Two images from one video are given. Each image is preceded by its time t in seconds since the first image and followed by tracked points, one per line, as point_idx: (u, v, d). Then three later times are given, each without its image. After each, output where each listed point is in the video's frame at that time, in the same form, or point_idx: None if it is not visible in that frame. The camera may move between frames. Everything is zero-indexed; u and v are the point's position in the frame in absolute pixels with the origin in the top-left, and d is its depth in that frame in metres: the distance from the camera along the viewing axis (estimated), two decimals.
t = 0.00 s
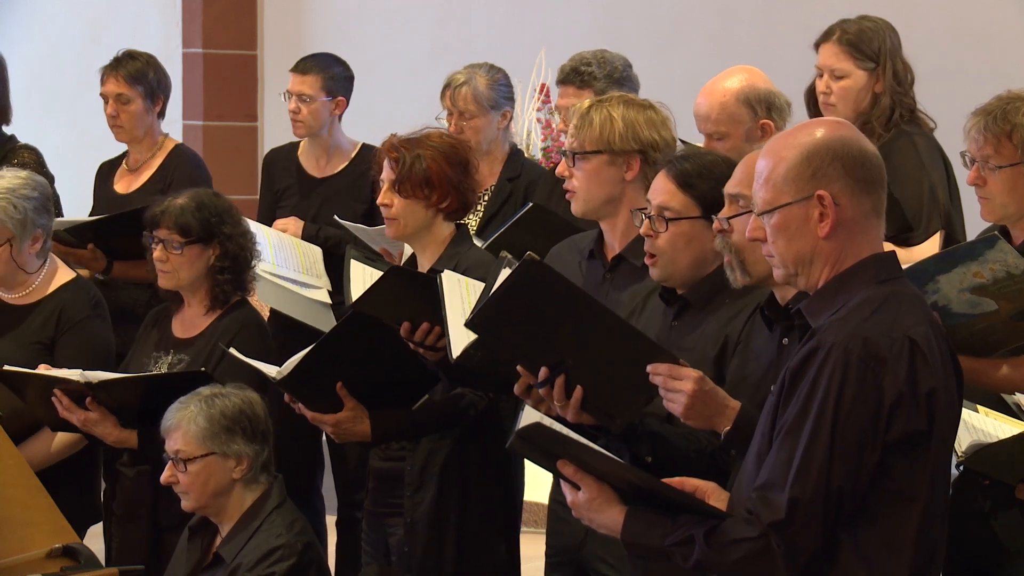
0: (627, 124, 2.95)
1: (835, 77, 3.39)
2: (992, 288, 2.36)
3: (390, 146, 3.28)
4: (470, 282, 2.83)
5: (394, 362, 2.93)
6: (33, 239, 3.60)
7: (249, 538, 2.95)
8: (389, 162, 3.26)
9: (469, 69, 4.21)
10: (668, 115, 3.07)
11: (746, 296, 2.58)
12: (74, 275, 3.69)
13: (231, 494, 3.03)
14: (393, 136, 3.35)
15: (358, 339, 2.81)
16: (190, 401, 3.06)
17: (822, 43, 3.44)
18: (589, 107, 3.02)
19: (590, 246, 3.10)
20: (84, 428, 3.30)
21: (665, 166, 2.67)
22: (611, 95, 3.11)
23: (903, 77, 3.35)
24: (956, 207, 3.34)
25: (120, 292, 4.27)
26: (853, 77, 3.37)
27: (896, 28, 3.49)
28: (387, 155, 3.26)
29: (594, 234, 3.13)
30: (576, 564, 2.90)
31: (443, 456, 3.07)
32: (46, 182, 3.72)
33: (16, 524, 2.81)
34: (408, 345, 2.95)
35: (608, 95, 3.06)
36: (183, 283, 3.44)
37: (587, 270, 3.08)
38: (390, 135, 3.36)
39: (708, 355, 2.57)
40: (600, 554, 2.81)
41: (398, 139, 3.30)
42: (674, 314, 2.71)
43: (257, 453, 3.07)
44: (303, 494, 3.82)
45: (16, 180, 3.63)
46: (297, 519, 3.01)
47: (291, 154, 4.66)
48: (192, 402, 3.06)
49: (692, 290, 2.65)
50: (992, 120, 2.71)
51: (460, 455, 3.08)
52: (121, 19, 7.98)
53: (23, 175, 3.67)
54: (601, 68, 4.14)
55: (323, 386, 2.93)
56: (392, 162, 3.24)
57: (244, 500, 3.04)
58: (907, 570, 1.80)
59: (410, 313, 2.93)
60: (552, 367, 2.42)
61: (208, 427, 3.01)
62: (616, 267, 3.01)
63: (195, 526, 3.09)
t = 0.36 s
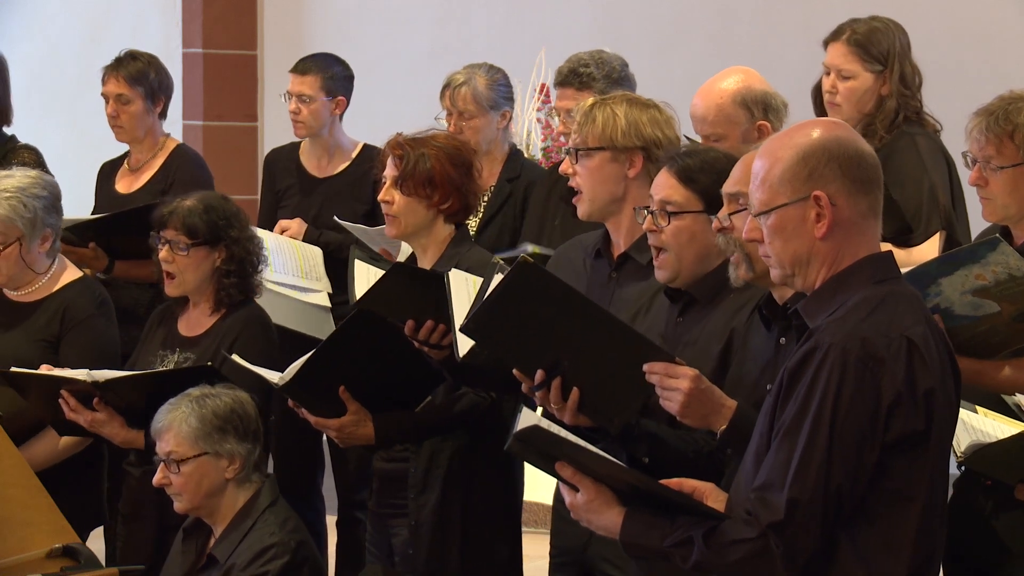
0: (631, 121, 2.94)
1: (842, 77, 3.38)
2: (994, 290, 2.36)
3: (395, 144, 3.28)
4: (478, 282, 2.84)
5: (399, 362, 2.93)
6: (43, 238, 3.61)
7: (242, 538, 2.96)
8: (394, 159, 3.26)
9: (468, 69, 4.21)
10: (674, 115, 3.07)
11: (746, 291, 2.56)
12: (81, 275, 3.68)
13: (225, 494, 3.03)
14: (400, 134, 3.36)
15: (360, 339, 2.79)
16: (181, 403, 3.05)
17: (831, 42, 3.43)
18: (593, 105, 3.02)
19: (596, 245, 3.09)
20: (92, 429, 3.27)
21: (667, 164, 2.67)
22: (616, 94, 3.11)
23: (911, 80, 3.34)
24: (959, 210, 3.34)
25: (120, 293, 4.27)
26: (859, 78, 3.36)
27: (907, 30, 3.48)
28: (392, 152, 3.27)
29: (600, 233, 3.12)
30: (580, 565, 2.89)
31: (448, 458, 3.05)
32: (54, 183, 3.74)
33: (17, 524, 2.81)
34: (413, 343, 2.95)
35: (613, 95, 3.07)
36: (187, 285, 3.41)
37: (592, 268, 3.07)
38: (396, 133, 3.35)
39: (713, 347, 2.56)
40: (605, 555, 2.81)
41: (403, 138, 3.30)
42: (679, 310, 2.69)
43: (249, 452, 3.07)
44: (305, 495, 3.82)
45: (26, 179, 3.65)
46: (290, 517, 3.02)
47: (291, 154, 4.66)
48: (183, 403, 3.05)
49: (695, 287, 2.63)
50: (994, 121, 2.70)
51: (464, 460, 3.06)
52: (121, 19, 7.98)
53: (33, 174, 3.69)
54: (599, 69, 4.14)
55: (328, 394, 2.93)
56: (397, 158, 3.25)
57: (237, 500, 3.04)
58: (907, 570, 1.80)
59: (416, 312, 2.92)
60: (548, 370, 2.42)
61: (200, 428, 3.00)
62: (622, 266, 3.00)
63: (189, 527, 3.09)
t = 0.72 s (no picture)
0: (639, 118, 2.95)
1: (847, 77, 3.37)
2: (995, 289, 2.36)
3: (389, 150, 3.27)
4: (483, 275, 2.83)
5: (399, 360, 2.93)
6: (46, 242, 3.60)
7: (239, 538, 2.96)
8: (389, 165, 3.25)
9: (468, 69, 4.21)
10: (679, 114, 3.07)
11: (749, 285, 2.56)
12: (86, 277, 3.67)
13: (221, 496, 3.03)
14: (392, 139, 3.34)
15: (360, 338, 2.80)
16: (169, 409, 3.04)
17: (838, 40, 3.41)
18: (599, 103, 3.02)
19: (600, 245, 3.09)
20: (91, 428, 3.28)
21: (670, 160, 2.67)
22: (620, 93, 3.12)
23: (918, 83, 3.34)
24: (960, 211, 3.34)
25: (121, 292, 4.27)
26: (864, 79, 3.35)
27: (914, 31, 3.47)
28: (387, 158, 3.25)
29: (604, 233, 3.12)
30: (583, 564, 2.89)
31: (449, 458, 3.05)
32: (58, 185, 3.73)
33: (16, 525, 2.81)
34: (417, 341, 2.87)
35: (619, 94, 3.08)
36: (187, 285, 3.41)
37: (597, 268, 3.07)
38: (388, 137, 3.35)
39: (716, 345, 2.55)
40: (609, 554, 2.81)
41: (396, 143, 3.29)
42: (682, 306, 2.70)
43: (241, 452, 3.06)
44: (306, 494, 3.82)
45: (29, 184, 3.63)
46: (289, 516, 3.02)
47: (291, 154, 4.66)
48: (170, 409, 3.04)
49: (699, 282, 2.63)
50: (995, 120, 2.70)
51: (465, 457, 3.07)
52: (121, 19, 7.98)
53: (36, 178, 3.67)
54: (601, 68, 4.13)
55: (327, 392, 2.94)
56: (392, 164, 3.23)
57: (233, 501, 3.04)
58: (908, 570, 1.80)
59: (417, 309, 2.86)
60: (549, 364, 2.41)
61: (188, 433, 2.99)
62: (626, 265, 2.99)
63: (188, 528, 3.09)
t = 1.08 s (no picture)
0: (641, 118, 2.95)
1: (844, 79, 3.38)
2: (994, 289, 2.36)
3: (390, 150, 3.27)
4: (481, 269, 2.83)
5: (400, 360, 2.93)
6: (39, 246, 3.58)
7: (239, 540, 2.96)
8: (390, 165, 3.25)
9: (468, 69, 4.21)
10: (681, 117, 3.08)
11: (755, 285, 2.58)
12: (80, 278, 3.67)
13: (217, 499, 3.02)
14: (392, 139, 3.35)
15: (360, 338, 2.80)
16: (158, 417, 3.03)
17: (832, 43, 3.42)
18: (602, 101, 3.02)
19: (601, 245, 3.09)
20: (93, 430, 3.30)
21: (674, 156, 2.67)
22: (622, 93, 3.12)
23: (914, 81, 3.34)
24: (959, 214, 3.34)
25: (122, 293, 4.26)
26: (862, 80, 3.36)
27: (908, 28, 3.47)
28: (388, 158, 3.25)
29: (605, 234, 3.12)
30: (584, 563, 2.89)
31: (450, 458, 3.05)
32: (49, 188, 3.70)
33: (17, 525, 2.80)
34: (419, 342, 2.89)
35: (621, 94, 3.08)
36: (186, 287, 3.41)
37: (597, 268, 3.07)
38: (389, 138, 3.35)
39: (717, 343, 2.58)
40: (611, 553, 2.81)
41: (397, 143, 3.29)
42: (685, 305, 2.71)
43: (234, 454, 3.05)
44: (307, 494, 3.82)
45: (21, 188, 3.60)
46: (287, 517, 3.02)
47: (291, 154, 4.66)
48: (160, 417, 3.03)
49: (701, 281, 2.63)
50: (992, 121, 2.71)
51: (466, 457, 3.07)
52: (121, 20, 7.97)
53: (27, 182, 3.64)
54: (608, 68, 4.14)
55: (328, 388, 2.94)
56: (394, 165, 3.24)
57: (230, 503, 3.03)
58: (911, 569, 1.80)
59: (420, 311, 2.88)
60: (553, 362, 2.41)
61: (179, 439, 2.99)
62: (627, 265, 2.99)
63: (185, 529, 3.07)
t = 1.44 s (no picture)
0: (642, 118, 2.95)
1: (841, 81, 3.38)
2: (993, 290, 2.36)
3: (384, 154, 3.28)
4: (476, 263, 2.81)
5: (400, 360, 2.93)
6: (30, 242, 3.59)
7: (240, 541, 2.96)
8: (385, 169, 3.25)
9: (467, 70, 4.21)
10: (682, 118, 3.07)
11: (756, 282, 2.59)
12: (68, 276, 3.67)
13: (218, 501, 3.02)
14: (386, 143, 3.36)
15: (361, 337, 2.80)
16: (157, 420, 3.03)
17: (827, 45, 3.43)
18: (603, 101, 3.02)
19: (600, 244, 3.09)
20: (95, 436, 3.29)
21: (677, 152, 2.68)
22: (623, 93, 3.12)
23: (909, 79, 3.34)
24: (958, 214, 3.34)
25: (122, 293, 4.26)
26: (858, 82, 3.36)
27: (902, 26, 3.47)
28: (384, 162, 3.25)
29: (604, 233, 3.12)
30: (585, 564, 2.89)
31: (451, 457, 3.05)
32: (37, 185, 3.71)
33: (17, 525, 2.80)
34: (419, 341, 2.88)
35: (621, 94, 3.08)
36: (178, 291, 3.41)
37: (596, 267, 3.07)
38: (382, 143, 3.35)
39: (714, 341, 2.58)
40: (612, 553, 2.80)
41: (389, 148, 3.30)
42: (682, 304, 2.71)
43: (235, 455, 3.05)
44: (307, 495, 3.82)
45: (11, 185, 3.61)
46: (288, 518, 3.02)
47: (291, 154, 4.66)
48: (159, 420, 3.03)
49: (701, 279, 2.64)
50: (989, 122, 2.71)
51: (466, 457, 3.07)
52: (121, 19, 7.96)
53: (17, 180, 3.65)
54: (616, 68, 4.14)
55: (333, 389, 2.94)
56: (389, 168, 3.23)
57: (231, 505, 3.03)
58: (913, 569, 1.80)
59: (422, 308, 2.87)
60: (560, 359, 2.41)
61: (179, 441, 2.99)
62: (627, 264, 2.99)
63: (184, 531, 3.07)
